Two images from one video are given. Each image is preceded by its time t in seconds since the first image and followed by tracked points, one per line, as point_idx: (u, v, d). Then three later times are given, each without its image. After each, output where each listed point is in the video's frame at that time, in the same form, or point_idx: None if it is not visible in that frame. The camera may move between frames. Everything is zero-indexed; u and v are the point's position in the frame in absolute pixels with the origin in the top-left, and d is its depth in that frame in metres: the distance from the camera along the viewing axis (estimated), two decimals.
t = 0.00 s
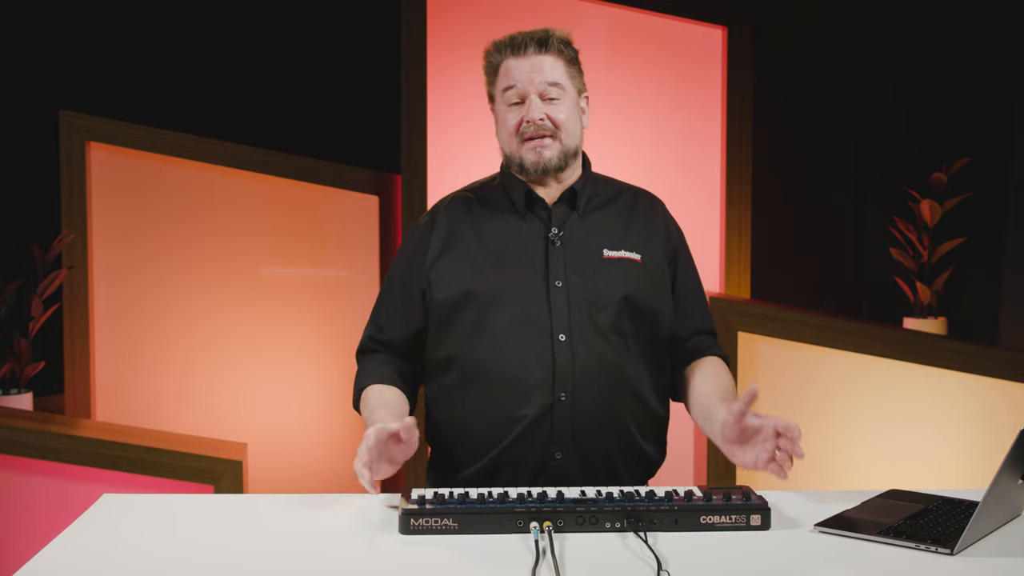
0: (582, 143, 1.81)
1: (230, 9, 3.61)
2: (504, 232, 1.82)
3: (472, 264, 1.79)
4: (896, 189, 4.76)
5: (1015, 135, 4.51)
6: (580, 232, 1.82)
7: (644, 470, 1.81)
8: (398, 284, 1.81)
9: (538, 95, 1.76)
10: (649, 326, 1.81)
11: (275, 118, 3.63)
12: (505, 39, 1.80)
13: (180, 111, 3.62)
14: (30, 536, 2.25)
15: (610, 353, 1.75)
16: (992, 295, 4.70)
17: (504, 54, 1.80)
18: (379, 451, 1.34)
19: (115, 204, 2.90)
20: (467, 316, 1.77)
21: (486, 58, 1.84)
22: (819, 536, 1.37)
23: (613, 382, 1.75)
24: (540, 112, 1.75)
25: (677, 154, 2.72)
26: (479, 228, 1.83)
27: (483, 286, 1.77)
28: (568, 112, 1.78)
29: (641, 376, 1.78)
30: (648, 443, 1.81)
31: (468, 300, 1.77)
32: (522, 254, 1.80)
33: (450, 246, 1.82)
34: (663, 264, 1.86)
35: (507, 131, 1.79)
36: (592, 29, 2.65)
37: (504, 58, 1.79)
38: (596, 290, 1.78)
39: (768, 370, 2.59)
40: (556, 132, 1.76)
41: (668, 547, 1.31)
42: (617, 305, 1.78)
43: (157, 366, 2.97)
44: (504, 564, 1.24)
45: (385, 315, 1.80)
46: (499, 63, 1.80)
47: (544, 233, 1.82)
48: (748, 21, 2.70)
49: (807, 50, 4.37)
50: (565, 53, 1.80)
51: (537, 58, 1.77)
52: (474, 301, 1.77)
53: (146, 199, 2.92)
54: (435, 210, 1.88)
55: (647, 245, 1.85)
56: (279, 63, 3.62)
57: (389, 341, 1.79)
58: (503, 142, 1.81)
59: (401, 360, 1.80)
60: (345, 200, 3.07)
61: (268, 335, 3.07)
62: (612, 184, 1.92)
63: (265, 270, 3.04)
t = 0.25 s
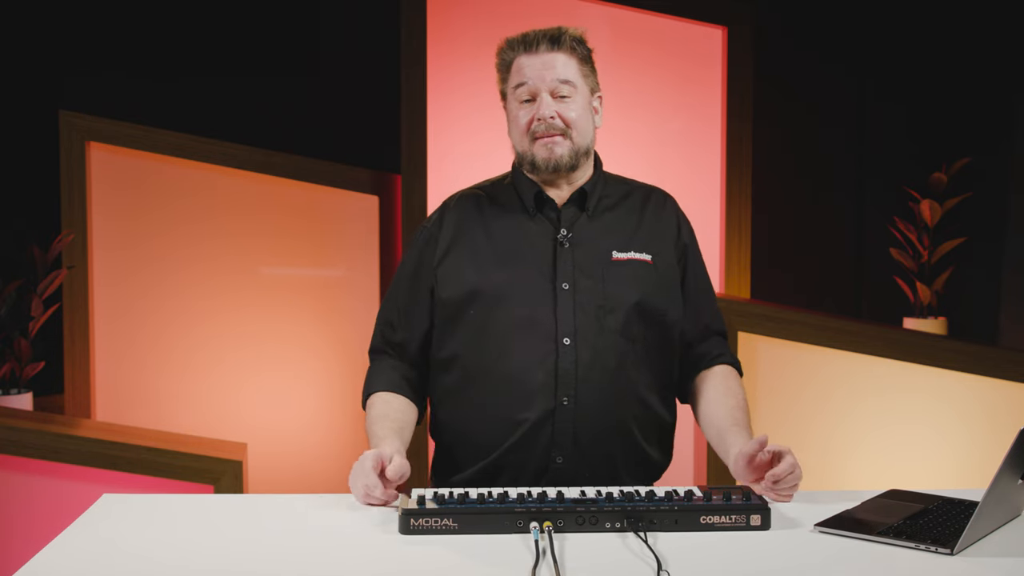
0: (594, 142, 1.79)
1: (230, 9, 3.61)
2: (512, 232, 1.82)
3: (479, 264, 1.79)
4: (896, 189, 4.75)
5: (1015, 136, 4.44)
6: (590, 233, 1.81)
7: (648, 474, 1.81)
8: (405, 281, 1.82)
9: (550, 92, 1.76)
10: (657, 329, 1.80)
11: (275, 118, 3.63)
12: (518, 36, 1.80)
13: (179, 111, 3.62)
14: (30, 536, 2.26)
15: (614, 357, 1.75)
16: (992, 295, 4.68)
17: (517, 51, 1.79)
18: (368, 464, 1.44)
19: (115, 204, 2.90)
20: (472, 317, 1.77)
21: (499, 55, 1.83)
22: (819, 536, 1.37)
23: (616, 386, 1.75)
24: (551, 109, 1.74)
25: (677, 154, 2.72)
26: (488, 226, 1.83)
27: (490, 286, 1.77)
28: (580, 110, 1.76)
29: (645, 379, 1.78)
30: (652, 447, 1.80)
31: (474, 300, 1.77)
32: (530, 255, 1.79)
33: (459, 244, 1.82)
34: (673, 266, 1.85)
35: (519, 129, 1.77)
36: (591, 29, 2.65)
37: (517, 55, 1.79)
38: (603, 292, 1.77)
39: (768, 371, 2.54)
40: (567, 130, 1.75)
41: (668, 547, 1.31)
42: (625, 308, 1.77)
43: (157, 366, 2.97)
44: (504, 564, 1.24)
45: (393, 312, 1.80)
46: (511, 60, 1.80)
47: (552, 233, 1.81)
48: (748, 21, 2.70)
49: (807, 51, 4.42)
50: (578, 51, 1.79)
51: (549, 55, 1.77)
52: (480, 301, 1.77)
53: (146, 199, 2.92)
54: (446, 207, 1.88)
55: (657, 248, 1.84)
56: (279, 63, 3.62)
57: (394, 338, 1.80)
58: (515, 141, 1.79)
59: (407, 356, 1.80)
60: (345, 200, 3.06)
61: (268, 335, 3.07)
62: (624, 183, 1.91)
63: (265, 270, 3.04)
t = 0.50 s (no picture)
0: (602, 142, 1.79)
1: (230, 9, 3.61)
2: (522, 235, 1.82)
3: (489, 269, 1.79)
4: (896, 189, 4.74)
5: (1015, 135, 4.43)
6: (600, 234, 1.81)
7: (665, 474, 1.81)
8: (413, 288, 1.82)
9: (558, 91, 1.75)
10: (671, 328, 1.80)
11: (275, 118, 3.63)
12: (529, 32, 1.79)
13: (179, 111, 3.62)
14: (31, 536, 2.26)
15: (628, 360, 1.75)
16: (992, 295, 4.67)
17: (527, 47, 1.78)
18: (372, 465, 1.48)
19: (115, 204, 2.90)
20: (484, 323, 1.77)
21: (508, 50, 1.83)
22: (819, 536, 1.37)
23: (631, 390, 1.75)
24: (559, 107, 1.74)
25: (677, 154, 2.71)
26: (497, 229, 1.83)
27: (500, 292, 1.77)
28: (589, 109, 1.76)
29: (661, 380, 1.77)
30: (669, 447, 1.80)
31: (485, 306, 1.77)
32: (541, 258, 1.79)
33: (468, 248, 1.82)
34: (684, 261, 1.84)
35: (525, 126, 1.77)
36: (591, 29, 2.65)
37: (527, 51, 1.78)
38: (615, 295, 1.77)
39: (768, 371, 2.51)
40: (575, 129, 1.74)
41: (668, 547, 1.31)
42: (637, 310, 1.77)
43: (157, 366, 2.97)
44: (503, 565, 1.24)
45: (403, 318, 1.80)
46: (521, 56, 1.79)
47: (562, 236, 1.81)
48: (748, 21, 2.70)
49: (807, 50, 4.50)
50: (588, 49, 1.78)
51: (559, 53, 1.76)
52: (491, 307, 1.77)
53: (146, 199, 2.92)
54: (452, 209, 1.88)
55: (667, 245, 1.84)
56: (279, 63, 3.62)
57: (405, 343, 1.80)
58: (522, 138, 1.79)
59: (417, 361, 1.81)
60: (345, 200, 3.06)
61: (268, 335, 3.07)
62: (632, 178, 1.91)
63: (265, 270, 3.04)
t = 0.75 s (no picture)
0: (600, 144, 1.78)
1: (230, 9, 3.61)
2: (523, 241, 1.81)
3: (492, 277, 1.79)
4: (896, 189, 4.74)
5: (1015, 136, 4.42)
6: (602, 237, 1.81)
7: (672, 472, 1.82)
8: (417, 301, 1.82)
9: (554, 94, 1.74)
10: (677, 328, 1.80)
11: (275, 118, 3.63)
12: (523, 33, 1.77)
13: (179, 111, 3.62)
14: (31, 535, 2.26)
15: (635, 364, 1.75)
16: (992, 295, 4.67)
17: (522, 49, 1.77)
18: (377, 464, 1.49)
19: (115, 204, 2.90)
20: (490, 333, 1.77)
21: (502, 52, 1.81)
22: (819, 536, 1.37)
23: (639, 394, 1.74)
24: (555, 111, 1.73)
25: (677, 154, 2.71)
26: (498, 236, 1.83)
27: (505, 301, 1.77)
28: (586, 111, 1.75)
29: (670, 381, 1.77)
30: (678, 445, 1.80)
31: (489, 315, 1.77)
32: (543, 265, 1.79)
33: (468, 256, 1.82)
34: (687, 257, 1.84)
35: (522, 130, 1.77)
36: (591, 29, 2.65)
37: (521, 53, 1.76)
38: (619, 300, 1.77)
39: (768, 370, 2.51)
40: (572, 133, 1.74)
41: (668, 547, 1.31)
42: (642, 313, 1.77)
43: (157, 366, 2.97)
44: (504, 564, 1.24)
45: (407, 329, 1.81)
46: (515, 58, 1.77)
47: (564, 241, 1.81)
48: (748, 21, 2.69)
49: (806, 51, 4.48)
50: (584, 50, 1.77)
51: (554, 55, 1.75)
52: (495, 317, 1.77)
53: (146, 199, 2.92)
54: (451, 215, 1.87)
55: (668, 244, 1.83)
56: (279, 63, 3.62)
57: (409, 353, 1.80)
58: (518, 142, 1.78)
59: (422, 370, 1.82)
60: (345, 200, 3.06)
61: (268, 335, 3.06)
62: (632, 172, 1.91)
63: (265, 270, 3.04)
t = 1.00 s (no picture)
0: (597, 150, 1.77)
1: (231, 8, 3.61)
2: (515, 243, 1.81)
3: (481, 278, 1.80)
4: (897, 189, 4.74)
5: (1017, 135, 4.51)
6: (594, 241, 1.80)
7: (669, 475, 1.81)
8: (408, 299, 1.83)
9: (553, 99, 1.73)
10: (668, 334, 1.79)
11: (275, 118, 3.64)
12: (523, 37, 1.76)
13: (179, 110, 3.62)
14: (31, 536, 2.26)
15: (621, 369, 1.75)
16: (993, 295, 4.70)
17: (522, 53, 1.75)
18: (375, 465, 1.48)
19: (115, 204, 2.90)
20: (478, 334, 1.78)
21: (502, 55, 1.80)
22: (819, 536, 1.37)
23: (625, 397, 1.75)
24: (554, 117, 1.72)
25: (678, 154, 2.72)
26: (491, 237, 1.83)
27: (494, 302, 1.77)
28: (584, 118, 1.74)
29: (657, 387, 1.77)
30: (670, 450, 1.79)
31: (479, 316, 1.78)
32: (534, 267, 1.79)
33: (459, 256, 1.82)
34: (682, 263, 1.83)
35: (520, 133, 1.75)
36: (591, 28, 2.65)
37: (521, 57, 1.75)
38: (609, 304, 1.77)
39: (769, 370, 2.50)
40: (569, 141, 1.72)
41: (668, 547, 1.31)
42: (631, 317, 1.77)
43: (157, 366, 2.97)
44: (504, 565, 1.24)
45: (398, 327, 1.81)
46: (515, 61, 1.76)
47: (555, 244, 1.81)
48: (748, 20, 2.69)
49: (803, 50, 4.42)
50: (584, 55, 1.76)
51: (554, 60, 1.74)
52: (484, 318, 1.77)
53: (146, 199, 2.92)
54: (446, 215, 1.88)
55: (663, 249, 1.82)
56: (279, 63, 3.62)
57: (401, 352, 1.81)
58: (516, 145, 1.77)
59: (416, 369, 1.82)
60: (345, 200, 3.06)
61: (269, 335, 3.07)
62: (630, 177, 1.90)
63: (265, 270, 3.04)
